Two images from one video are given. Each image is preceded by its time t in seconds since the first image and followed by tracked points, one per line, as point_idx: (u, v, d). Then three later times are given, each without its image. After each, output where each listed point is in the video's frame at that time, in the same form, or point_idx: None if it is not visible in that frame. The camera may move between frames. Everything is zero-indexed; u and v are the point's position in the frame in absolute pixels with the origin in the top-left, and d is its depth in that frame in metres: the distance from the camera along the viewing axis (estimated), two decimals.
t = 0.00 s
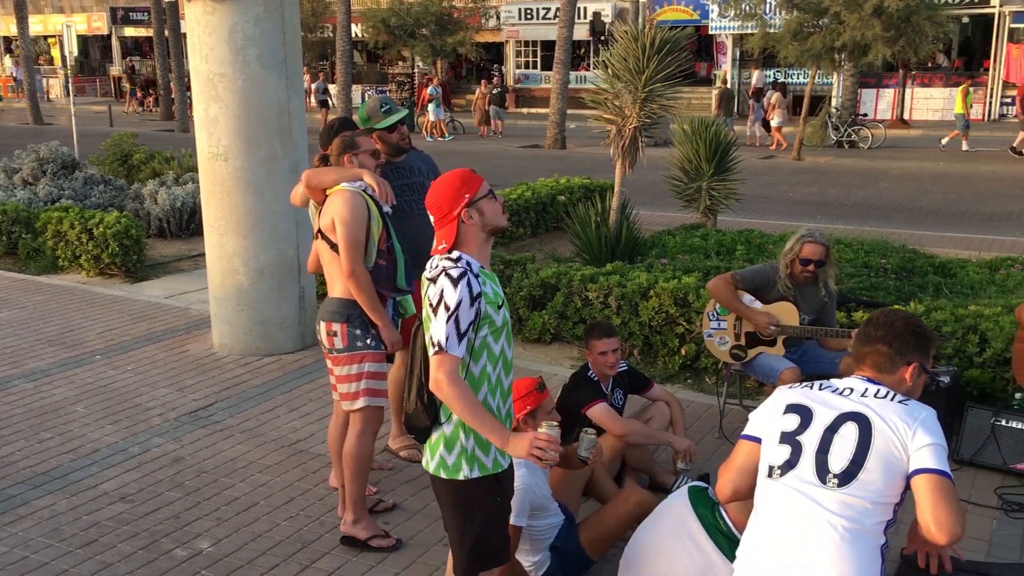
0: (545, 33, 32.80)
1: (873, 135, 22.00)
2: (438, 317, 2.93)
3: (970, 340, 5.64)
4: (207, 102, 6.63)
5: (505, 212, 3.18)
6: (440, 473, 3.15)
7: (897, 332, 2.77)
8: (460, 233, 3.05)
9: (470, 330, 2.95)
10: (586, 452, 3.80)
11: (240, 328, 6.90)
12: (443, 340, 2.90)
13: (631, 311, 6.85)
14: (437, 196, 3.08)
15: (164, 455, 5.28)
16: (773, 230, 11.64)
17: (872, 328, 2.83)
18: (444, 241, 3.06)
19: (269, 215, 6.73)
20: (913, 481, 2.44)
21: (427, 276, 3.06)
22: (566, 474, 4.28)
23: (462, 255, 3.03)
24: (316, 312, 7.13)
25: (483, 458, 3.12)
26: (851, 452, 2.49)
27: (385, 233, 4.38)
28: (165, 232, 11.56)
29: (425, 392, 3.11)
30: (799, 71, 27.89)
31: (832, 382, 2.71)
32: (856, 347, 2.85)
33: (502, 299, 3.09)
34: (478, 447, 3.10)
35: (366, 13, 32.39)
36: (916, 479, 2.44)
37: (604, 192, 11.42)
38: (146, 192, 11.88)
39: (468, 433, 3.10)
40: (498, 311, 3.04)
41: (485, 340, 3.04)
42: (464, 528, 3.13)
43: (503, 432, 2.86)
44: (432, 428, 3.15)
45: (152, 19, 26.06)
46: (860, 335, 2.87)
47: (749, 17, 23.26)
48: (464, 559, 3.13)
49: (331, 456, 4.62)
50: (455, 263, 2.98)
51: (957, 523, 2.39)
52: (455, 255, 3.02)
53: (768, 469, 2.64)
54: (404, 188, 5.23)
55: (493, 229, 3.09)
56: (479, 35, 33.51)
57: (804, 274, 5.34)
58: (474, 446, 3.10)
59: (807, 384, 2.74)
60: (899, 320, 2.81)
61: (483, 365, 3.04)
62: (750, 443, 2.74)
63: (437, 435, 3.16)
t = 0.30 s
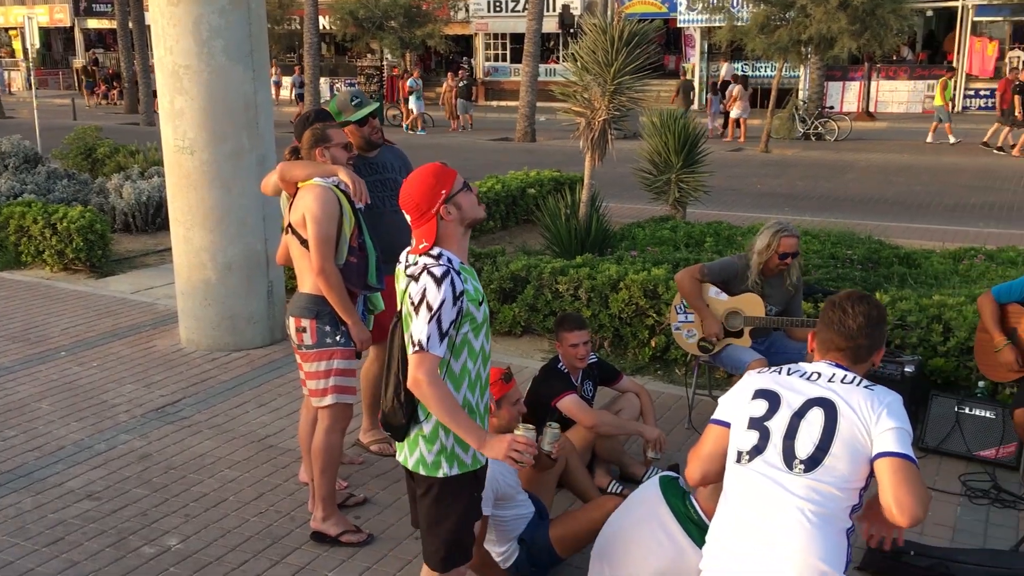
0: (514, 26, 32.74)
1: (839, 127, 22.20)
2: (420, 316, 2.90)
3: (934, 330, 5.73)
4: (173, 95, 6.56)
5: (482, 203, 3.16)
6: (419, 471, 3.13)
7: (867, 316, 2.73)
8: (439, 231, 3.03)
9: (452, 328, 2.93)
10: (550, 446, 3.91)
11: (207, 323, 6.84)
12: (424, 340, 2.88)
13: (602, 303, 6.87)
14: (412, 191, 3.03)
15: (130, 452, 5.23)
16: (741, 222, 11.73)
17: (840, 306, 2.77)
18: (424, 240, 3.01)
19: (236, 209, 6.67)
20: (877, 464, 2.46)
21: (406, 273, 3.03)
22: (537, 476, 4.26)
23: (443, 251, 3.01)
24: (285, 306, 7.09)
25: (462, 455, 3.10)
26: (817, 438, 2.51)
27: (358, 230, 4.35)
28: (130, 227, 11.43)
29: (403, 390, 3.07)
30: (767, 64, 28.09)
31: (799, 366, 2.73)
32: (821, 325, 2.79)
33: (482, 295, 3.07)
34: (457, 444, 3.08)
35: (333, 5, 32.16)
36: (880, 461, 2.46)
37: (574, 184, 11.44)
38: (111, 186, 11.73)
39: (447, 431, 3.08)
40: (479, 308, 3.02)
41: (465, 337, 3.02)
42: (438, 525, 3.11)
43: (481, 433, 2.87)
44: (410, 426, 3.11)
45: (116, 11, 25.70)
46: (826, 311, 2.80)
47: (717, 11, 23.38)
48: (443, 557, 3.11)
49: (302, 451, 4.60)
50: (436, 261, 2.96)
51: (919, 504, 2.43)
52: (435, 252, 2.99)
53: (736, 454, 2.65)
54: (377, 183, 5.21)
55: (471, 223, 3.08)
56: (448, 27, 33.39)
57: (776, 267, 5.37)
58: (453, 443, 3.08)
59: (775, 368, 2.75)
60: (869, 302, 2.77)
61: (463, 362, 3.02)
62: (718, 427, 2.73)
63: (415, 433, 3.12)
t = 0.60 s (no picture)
0: (485, 16, 32.63)
1: (809, 118, 22.35)
2: (409, 310, 2.87)
3: (902, 318, 5.79)
4: (139, 85, 6.49)
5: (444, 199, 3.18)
6: (397, 471, 3.08)
7: (829, 307, 2.69)
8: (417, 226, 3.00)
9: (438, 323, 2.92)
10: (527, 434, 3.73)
11: (176, 317, 6.77)
12: (420, 334, 2.85)
13: (573, 294, 6.88)
14: (389, 185, 2.97)
15: (99, 447, 5.17)
16: (712, 212, 11.79)
17: (802, 295, 2.73)
18: (410, 232, 2.95)
19: (205, 201, 6.61)
20: (849, 453, 2.46)
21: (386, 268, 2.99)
22: (519, 465, 4.28)
23: (419, 247, 2.99)
24: (255, 299, 7.03)
25: (440, 452, 3.10)
26: (790, 429, 2.51)
27: (332, 226, 4.32)
28: (97, 219, 11.29)
29: (384, 388, 3.01)
30: (737, 55, 28.22)
31: (768, 357, 2.72)
32: (782, 315, 2.76)
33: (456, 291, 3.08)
34: (435, 441, 3.09)
35: None
36: (852, 452, 2.46)
37: (546, 175, 11.44)
38: (77, 178, 11.58)
39: (425, 428, 3.08)
40: (456, 304, 3.03)
41: (444, 332, 3.01)
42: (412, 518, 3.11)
43: (486, 409, 2.89)
44: (387, 425, 3.05)
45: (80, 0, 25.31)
46: (787, 299, 2.77)
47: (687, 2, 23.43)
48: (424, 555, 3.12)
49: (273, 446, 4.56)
50: (416, 257, 2.94)
51: (890, 492, 2.41)
52: (413, 248, 2.98)
53: (708, 447, 2.63)
54: (350, 173, 5.18)
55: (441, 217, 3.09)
56: (419, 17, 33.23)
57: (747, 257, 5.41)
58: (432, 440, 3.08)
59: (745, 359, 2.75)
60: (832, 292, 2.73)
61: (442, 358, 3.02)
62: (690, 420, 2.72)
63: (391, 432, 3.08)
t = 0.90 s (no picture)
0: (458, 7, 32.51)
1: (780, 109, 22.49)
2: (359, 300, 2.83)
3: (872, 307, 5.85)
4: (106, 76, 6.40)
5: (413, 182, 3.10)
6: (358, 457, 3.05)
7: (798, 291, 2.64)
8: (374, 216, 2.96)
9: (392, 312, 2.87)
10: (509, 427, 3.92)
11: (146, 310, 6.70)
12: (366, 324, 2.81)
13: (547, 285, 6.89)
14: (347, 177, 2.94)
15: (68, 443, 5.11)
16: (685, 203, 11.84)
17: (769, 279, 2.68)
18: (360, 226, 2.95)
19: (174, 193, 6.53)
20: (824, 440, 2.44)
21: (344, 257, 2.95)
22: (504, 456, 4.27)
23: (380, 234, 2.94)
24: (226, 292, 6.97)
25: (402, 439, 3.06)
26: (765, 418, 2.47)
27: (304, 221, 4.29)
28: (65, 212, 11.16)
29: (340, 375, 3.00)
30: (709, 46, 28.34)
31: (739, 342, 2.67)
32: (751, 301, 2.70)
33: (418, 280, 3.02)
34: (397, 428, 3.05)
35: None
36: (827, 437, 2.44)
37: (519, 166, 11.44)
38: (44, 171, 11.43)
39: (387, 415, 3.04)
40: (415, 293, 2.97)
41: (401, 321, 2.96)
42: (377, 511, 3.07)
43: (428, 400, 2.81)
44: (347, 412, 3.03)
45: None
46: (755, 284, 2.72)
47: None
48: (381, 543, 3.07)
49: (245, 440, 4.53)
50: (375, 245, 2.89)
51: (867, 475, 2.40)
52: (373, 234, 2.93)
53: (683, 436, 2.60)
54: (322, 166, 5.16)
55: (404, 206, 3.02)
56: (391, 8, 33.05)
57: (720, 244, 5.43)
58: (394, 427, 3.05)
59: (714, 345, 2.70)
60: (801, 277, 2.68)
61: (399, 346, 2.97)
62: (661, 406, 2.71)
63: (352, 418, 3.05)
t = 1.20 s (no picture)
0: (431, 2, 32.39)
1: (753, 104, 22.62)
2: (332, 294, 2.83)
3: (844, 299, 5.89)
4: (74, 72, 6.33)
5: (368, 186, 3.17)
6: (317, 454, 3.06)
7: (766, 277, 2.63)
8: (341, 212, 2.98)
9: (361, 309, 2.89)
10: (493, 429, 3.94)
11: (117, 309, 6.64)
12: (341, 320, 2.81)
13: (522, 280, 6.90)
14: (316, 171, 2.92)
15: (39, 443, 5.06)
16: (659, 197, 11.88)
17: (739, 264, 2.67)
18: (334, 218, 2.92)
19: (144, 190, 6.47)
20: (800, 426, 2.45)
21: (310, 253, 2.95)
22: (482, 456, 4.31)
23: (346, 231, 2.96)
24: (199, 290, 6.92)
25: (363, 436, 3.08)
26: (741, 407, 2.45)
27: (275, 218, 4.25)
28: (33, 210, 11.02)
29: (304, 370, 3.00)
30: (682, 41, 28.44)
31: (710, 328, 2.65)
32: (720, 286, 2.70)
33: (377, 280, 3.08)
34: (357, 425, 3.07)
35: None
36: (802, 423, 2.45)
37: (493, 162, 11.43)
38: (11, 168, 11.27)
39: (348, 412, 3.06)
40: (379, 292, 3.01)
41: (364, 320, 2.99)
42: (342, 508, 3.08)
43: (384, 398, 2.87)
44: (307, 409, 3.04)
45: None
46: (724, 268, 2.71)
47: None
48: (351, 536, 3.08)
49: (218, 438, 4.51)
50: (344, 241, 2.91)
51: (841, 460, 2.44)
52: (340, 231, 2.94)
53: (658, 426, 2.58)
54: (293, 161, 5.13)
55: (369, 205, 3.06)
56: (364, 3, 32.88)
57: (692, 243, 5.44)
58: (354, 424, 3.06)
59: (684, 330, 2.69)
60: (772, 264, 2.67)
61: (362, 344, 3.01)
62: (634, 393, 2.69)
63: (312, 416, 3.05)
